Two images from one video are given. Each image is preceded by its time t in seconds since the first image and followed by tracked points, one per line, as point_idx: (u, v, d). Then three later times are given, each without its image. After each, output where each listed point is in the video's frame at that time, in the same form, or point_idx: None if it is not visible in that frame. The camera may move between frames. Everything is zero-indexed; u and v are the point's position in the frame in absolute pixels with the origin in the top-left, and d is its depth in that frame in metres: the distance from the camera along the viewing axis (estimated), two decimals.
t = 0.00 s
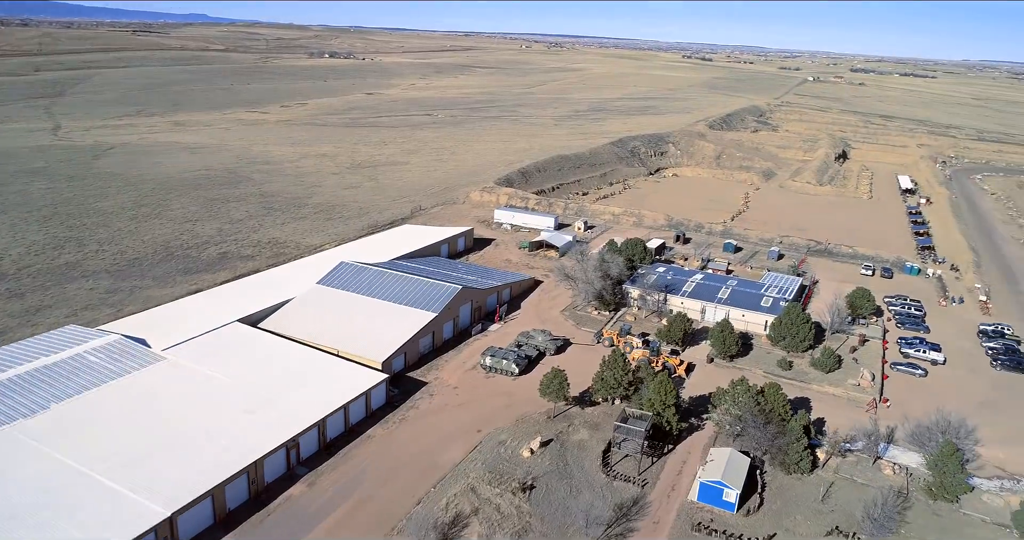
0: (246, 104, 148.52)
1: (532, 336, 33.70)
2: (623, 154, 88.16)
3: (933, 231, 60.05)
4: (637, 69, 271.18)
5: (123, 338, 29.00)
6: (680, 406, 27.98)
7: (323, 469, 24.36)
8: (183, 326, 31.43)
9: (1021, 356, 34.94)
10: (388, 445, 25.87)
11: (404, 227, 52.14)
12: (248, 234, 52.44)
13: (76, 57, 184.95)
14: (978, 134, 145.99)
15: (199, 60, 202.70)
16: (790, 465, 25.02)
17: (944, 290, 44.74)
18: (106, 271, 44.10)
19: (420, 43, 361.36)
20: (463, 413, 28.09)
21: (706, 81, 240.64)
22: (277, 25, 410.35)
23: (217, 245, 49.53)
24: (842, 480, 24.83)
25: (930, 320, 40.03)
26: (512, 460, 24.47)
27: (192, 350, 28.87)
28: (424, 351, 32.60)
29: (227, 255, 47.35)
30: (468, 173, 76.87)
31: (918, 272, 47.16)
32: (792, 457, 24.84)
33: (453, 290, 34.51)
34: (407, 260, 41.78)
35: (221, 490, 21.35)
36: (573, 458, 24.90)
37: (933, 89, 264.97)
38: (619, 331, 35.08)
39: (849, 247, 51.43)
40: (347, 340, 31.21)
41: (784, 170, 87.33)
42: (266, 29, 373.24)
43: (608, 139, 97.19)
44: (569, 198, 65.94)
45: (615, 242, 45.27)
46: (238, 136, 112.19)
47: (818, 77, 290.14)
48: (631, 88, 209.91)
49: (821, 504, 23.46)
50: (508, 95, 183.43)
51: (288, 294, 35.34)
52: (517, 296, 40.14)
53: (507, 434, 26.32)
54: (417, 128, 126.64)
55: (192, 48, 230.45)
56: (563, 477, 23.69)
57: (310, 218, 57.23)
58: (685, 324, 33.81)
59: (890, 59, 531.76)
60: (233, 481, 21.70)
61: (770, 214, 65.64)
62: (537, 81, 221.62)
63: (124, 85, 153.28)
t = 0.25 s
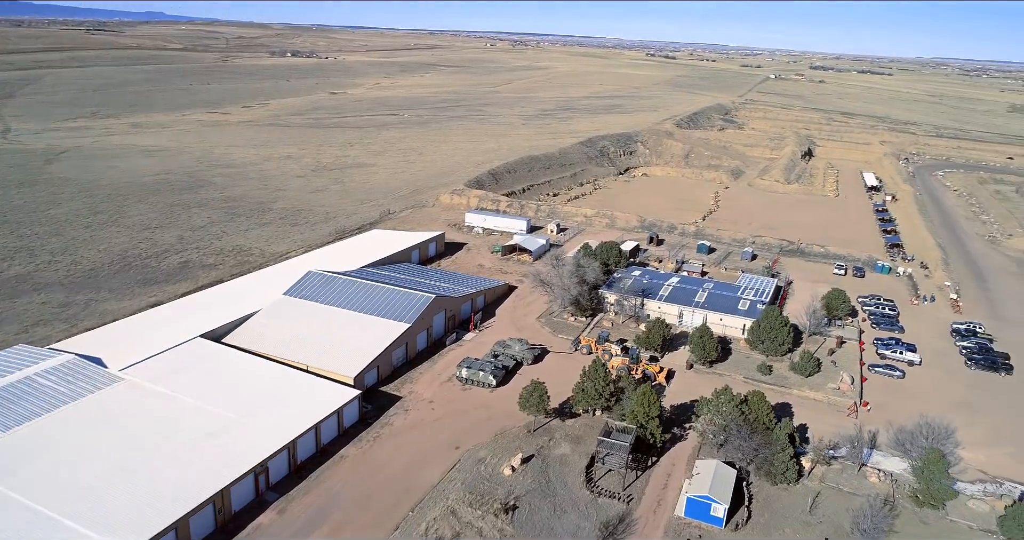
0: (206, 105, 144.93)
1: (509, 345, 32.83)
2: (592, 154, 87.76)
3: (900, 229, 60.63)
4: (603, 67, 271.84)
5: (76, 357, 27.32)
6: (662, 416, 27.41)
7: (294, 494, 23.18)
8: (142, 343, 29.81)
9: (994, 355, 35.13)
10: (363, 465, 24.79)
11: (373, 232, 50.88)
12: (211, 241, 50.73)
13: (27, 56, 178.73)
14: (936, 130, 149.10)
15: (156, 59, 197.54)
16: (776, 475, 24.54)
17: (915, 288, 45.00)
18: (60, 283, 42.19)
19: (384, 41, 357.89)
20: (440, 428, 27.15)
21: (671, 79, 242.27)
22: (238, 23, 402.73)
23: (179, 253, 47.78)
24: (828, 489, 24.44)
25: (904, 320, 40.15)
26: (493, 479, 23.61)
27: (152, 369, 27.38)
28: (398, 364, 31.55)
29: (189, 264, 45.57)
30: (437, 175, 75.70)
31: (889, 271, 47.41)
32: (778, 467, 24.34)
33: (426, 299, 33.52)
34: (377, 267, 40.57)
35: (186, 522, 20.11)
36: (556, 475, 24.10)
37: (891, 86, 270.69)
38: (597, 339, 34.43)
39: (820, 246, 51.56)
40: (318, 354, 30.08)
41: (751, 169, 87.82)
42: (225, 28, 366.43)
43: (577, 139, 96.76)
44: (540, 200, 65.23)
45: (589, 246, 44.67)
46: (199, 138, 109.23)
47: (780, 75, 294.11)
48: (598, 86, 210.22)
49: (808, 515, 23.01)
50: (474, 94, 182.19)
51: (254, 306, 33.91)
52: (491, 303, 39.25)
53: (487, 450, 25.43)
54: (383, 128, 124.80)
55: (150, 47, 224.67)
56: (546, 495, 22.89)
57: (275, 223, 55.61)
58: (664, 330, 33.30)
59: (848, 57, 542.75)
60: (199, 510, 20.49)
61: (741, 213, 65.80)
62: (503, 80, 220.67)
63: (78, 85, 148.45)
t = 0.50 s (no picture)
0: (160, 106, 140.54)
1: (483, 357, 31.76)
2: (559, 154, 87.04)
3: (866, 226, 61.10)
4: (565, 66, 271.75)
5: (20, 382, 25.65)
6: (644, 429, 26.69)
7: (260, 527, 21.79)
8: (94, 365, 28.01)
9: (967, 355, 35.22)
10: (335, 490, 23.55)
11: (337, 239, 49.29)
12: (168, 250, 48.66)
13: None
14: (892, 127, 152.02)
15: (107, 59, 191.29)
16: (763, 487, 23.94)
17: (885, 287, 45.12)
18: (5, 298, 39.90)
19: (343, 40, 352.85)
20: (415, 447, 26.00)
21: (633, 77, 243.22)
22: (192, 21, 393.44)
23: (134, 264, 45.71)
24: (815, 501, 23.93)
25: (876, 320, 40.16)
26: (472, 503, 22.58)
27: (105, 394, 25.71)
28: (368, 380, 30.22)
29: (144, 276, 43.50)
30: (403, 177, 74.18)
31: (859, 270, 47.55)
32: (765, 480, 23.74)
33: (396, 311, 32.26)
34: (343, 277, 39.08)
35: None
36: (537, 495, 23.16)
37: (846, 83, 276.05)
38: (574, 347, 33.56)
39: (790, 246, 51.55)
40: (284, 371, 28.69)
41: (717, 167, 88.06)
42: (179, 26, 357.47)
43: (543, 139, 95.98)
44: (508, 203, 64.21)
45: (561, 250, 43.81)
46: (153, 141, 105.68)
47: (739, 72, 297.61)
48: (561, 85, 209.93)
49: (797, 530, 22.46)
50: (437, 94, 180.15)
51: (216, 320, 32.39)
52: (463, 312, 38.12)
53: (464, 471, 24.38)
54: (345, 129, 122.42)
55: (100, 46, 217.50)
56: (528, 519, 21.94)
57: (235, 230, 53.66)
58: (641, 338, 32.58)
59: (804, 54, 552.39)
60: None
61: (709, 213, 65.74)
62: (466, 79, 219.01)
63: (24, 86, 142.65)
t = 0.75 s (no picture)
0: (120, 107, 136.56)
1: (462, 370, 30.76)
2: (532, 154, 86.14)
3: (839, 225, 61.34)
4: (534, 64, 270.91)
5: None
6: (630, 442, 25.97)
7: None
8: (49, 388, 26.36)
9: (947, 356, 35.20)
10: (310, 516, 22.41)
11: (308, 245, 47.84)
12: (130, 259, 46.79)
13: None
14: (858, 124, 154.00)
15: (63, 58, 185.54)
16: (754, 501, 23.35)
17: (862, 287, 45.13)
18: None
19: (309, 38, 347.79)
20: (394, 467, 24.97)
21: (603, 75, 243.35)
22: (153, 19, 384.62)
23: (94, 275, 43.83)
24: (806, 514, 23.41)
25: (855, 321, 40.04)
26: (456, 527, 21.65)
27: (59, 422, 24.05)
28: (342, 396, 29.07)
29: (104, 288, 41.65)
30: (374, 180, 72.68)
31: (836, 269, 47.50)
32: (756, 493, 23.13)
33: (371, 323, 31.14)
34: (315, 287, 37.75)
35: None
36: (523, 516, 22.30)
37: (811, 80, 279.70)
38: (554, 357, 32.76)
39: (767, 247, 51.36)
40: (255, 388, 27.43)
41: (690, 167, 87.98)
42: (139, 24, 348.98)
43: (515, 139, 95.01)
44: (483, 206, 63.19)
45: (538, 255, 42.96)
46: (113, 143, 102.40)
47: (707, 70, 299.65)
48: (531, 83, 209.09)
49: None
50: (406, 93, 178.11)
51: (182, 335, 30.97)
52: (439, 321, 37.12)
53: (447, 493, 23.43)
54: (313, 130, 120.04)
55: (56, 45, 210.95)
56: None
57: (200, 238, 51.84)
58: (624, 346, 31.91)
59: (770, 52, 558.93)
60: None
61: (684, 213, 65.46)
62: (435, 77, 217.05)
63: None
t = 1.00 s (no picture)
0: (76, 108, 132.10)
1: (440, 385, 29.59)
2: (504, 154, 85.05)
3: (813, 224, 61.39)
4: (503, 62, 269.58)
5: None
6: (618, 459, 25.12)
7: None
8: None
9: (929, 359, 35.07)
10: None
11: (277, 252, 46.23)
12: (88, 270, 44.67)
13: None
14: (824, 121, 155.74)
15: (16, 58, 179.14)
16: (747, 519, 22.60)
17: (840, 289, 44.99)
18: None
19: (273, 36, 341.38)
20: (373, 491, 23.79)
21: (571, 74, 243.06)
22: (112, 17, 374.94)
23: (49, 288, 41.68)
24: (800, 530, 22.77)
25: (836, 324, 39.79)
26: None
27: (7, 456, 22.33)
28: (315, 416, 27.71)
29: (60, 302, 39.59)
30: (343, 183, 70.95)
31: (814, 271, 47.34)
32: (750, 511, 22.38)
33: (344, 337, 29.82)
34: (285, 298, 36.24)
35: None
36: None
37: (776, 77, 283.00)
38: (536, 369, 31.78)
39: (744, 248, 51.03)
40: (224, 410, 25.98)
41: (662, 166, 87.70)
42: (95, 22, 339.40)
43: (486, 140, 93.84)
44: (456, 209, 61.99)
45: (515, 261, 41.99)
46: (69, 146, 98.72)
47: (674, 67, 301.35)
48: (500, 82, 207.90)
49: None
50: (374, 92, 175.64)
51: (144, 354, 29.35)
52: (415, 332, 35.94)
53: (430, 519, 22.35)
54: (279, 131, 117.37)
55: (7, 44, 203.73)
56: None
57: (162, 246, 49.80)
58: (607, 356, 31.05)
59: (734, 49, 565.00)
60: None
61: (659, 214, 65.00)
62: (403, 76, 214.69)
63: None
